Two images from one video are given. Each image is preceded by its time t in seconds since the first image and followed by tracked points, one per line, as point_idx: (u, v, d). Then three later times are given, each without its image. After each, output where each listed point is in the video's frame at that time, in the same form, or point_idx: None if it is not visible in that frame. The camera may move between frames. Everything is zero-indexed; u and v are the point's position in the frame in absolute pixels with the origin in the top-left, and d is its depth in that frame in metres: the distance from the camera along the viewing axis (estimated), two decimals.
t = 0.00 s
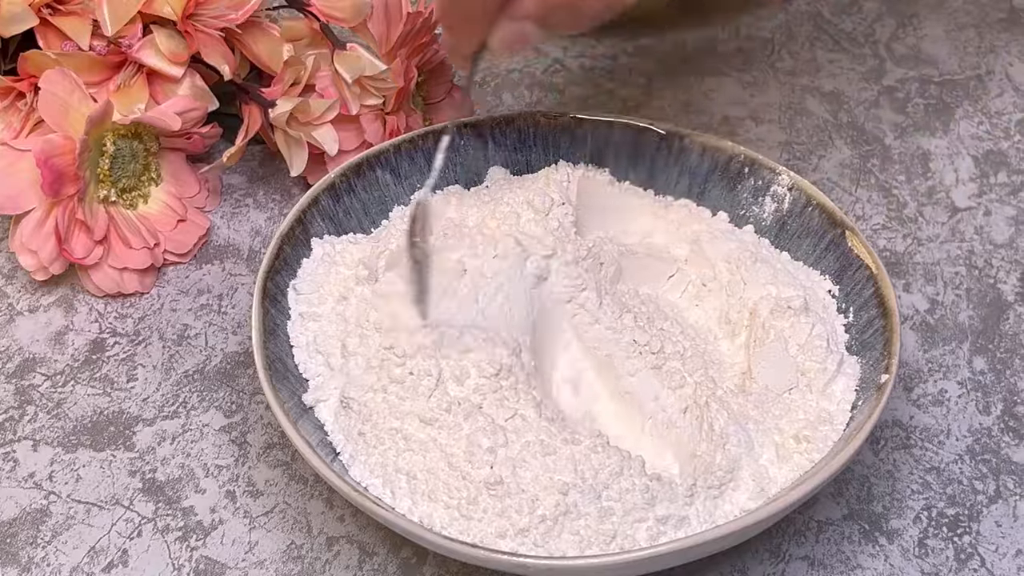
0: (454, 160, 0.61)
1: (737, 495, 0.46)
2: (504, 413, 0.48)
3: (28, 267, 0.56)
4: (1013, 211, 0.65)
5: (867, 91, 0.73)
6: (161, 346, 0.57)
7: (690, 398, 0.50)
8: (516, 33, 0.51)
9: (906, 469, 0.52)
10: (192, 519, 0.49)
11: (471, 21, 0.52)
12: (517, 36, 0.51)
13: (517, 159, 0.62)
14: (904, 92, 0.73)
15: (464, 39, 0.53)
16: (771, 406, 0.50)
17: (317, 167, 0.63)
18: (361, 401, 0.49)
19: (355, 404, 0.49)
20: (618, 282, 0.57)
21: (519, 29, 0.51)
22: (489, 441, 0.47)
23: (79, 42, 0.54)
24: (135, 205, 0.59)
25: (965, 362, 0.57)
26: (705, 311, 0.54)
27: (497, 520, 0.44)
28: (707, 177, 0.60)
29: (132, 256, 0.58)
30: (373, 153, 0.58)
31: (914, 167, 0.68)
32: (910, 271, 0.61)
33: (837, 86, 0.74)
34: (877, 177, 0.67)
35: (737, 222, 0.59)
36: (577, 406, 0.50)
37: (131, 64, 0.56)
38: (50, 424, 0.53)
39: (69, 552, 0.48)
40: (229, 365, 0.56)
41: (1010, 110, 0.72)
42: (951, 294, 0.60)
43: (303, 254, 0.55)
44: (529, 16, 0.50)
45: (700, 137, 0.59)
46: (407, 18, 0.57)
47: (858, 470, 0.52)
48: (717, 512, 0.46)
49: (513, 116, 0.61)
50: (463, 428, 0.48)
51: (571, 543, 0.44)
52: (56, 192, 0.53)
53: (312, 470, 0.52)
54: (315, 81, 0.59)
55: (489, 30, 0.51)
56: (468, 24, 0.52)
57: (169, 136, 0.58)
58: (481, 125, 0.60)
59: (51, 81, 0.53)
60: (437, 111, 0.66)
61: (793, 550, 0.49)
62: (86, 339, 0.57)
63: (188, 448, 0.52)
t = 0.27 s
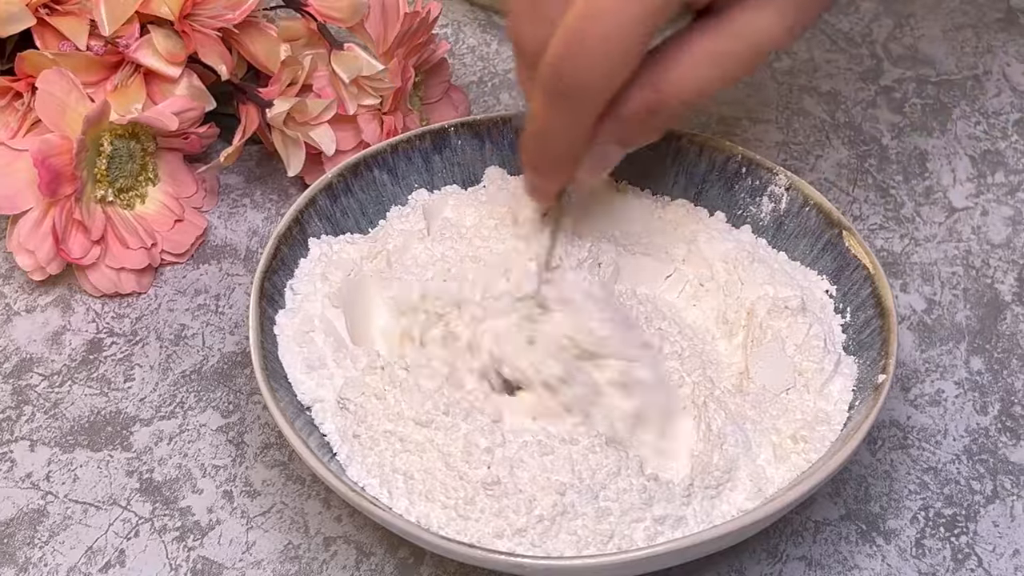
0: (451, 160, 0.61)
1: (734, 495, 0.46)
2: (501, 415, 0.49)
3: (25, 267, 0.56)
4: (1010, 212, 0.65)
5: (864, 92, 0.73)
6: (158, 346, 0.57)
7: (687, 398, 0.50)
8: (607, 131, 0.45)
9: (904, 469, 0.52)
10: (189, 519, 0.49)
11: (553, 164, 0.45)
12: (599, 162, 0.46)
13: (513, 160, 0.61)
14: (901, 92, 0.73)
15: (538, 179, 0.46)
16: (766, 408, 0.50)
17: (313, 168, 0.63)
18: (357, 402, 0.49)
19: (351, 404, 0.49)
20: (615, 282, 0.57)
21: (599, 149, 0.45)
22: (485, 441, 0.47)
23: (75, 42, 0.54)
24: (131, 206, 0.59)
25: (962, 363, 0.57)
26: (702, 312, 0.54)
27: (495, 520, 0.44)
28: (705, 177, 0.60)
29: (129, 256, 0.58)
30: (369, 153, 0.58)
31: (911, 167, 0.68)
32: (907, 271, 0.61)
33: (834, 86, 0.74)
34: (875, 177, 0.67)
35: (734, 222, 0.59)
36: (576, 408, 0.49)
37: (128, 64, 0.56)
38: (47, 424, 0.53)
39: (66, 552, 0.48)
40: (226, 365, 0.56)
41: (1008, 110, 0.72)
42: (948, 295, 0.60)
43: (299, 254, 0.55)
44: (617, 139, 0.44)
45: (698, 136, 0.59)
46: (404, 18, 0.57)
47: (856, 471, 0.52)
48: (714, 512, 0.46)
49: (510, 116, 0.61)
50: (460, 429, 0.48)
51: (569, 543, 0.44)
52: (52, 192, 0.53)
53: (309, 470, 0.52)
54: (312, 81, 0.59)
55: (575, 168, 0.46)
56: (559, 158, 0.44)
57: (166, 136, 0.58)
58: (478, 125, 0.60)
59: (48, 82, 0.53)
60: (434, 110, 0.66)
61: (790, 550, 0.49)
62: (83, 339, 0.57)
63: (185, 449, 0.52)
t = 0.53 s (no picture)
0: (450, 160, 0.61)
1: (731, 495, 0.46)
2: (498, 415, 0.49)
3: (23, 267, 0.56)
4: (1007, 212, 0.65)
5: (862, 91, 0.73)
6: (155, 346, 0.57)
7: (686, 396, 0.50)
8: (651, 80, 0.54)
9: (901, 469, 0.52)
10: (186, 519, 0.49)
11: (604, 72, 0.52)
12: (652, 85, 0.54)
13: (511, 160, 0.62)
14: (899, 92, 0.73)
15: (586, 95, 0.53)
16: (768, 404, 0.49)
17: (310, 168, 0.63)
18: (355, 402, 0.49)
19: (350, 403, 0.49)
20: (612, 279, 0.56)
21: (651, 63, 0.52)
22: (483, 441, 0.47)
23: (73, 42, 0.54)
24: (129, 205, 0.59)
25: (959, 363, 0.57)
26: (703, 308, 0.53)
27: (492, 520, 0.44)
28: (702, 177, 0.60)
29: (127, 256, 0.58)
30: (367, 152, 0.58)
31: (909, 167, 0.68)
32: (904, 271, 0.61)
33: (832, 86, 0.74)
34: (872, 177, 0.67)
35: (731, 222, 0.59)
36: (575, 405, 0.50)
37: (125, 64, 0.56)
38: (45, 424, 0.53)
39: (64, 552, 0.48)
40: (224, 365, 0.56)
41: (1005, 111, 0.72)
42: (945, 295, 0.60)
43: (297, 254, 0.55)
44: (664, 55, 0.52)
45: (695, 137, 0.60)
46: (402, 18, 0.57)
47: (853, 470, 0.52)
48: (711, 512, 0.46)
49: (507, 117, 0.61)
50: (459, 428, 0.48)
51: (566, 543, 0.44)
52: (50, 192, 0.53)
53: (307, 470, 0.52)
54: (310, 81, 0.59)
55: (623, 78, 0.52)
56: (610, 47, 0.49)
57: (163, 136, 0.58)
58: (475, 125, 0.61)
59: (46, 82, 0.53)
60: (431, 111, 0.66)
61: (787, 550, 0.49)
62: (81, 339, 0.57)
63: (182, 448, 0.52)
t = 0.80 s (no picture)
0: (447, 160, 0.61)
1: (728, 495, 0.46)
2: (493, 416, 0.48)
3: (20, 267, 0.56)
4: (1004, 212, 0.65)
5: (859, 92, 0.73)
6: (152, 346, 0.57)
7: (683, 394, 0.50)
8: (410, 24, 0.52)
9: (898, 469, 0.52)
10: (183, 519, 0.49)
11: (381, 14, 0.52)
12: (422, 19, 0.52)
13: (508, 159, 0.62)
14: (896, 92, 0.73)
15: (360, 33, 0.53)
16: (764, 403, 0.49)
17: (307, 169, 0.63)
18: (352, 402, 0.49)
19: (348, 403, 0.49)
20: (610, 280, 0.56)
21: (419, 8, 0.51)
22: (480, 441, 0.47)
23: (70, 43, 0.54)
24: (126, 206, 0.59)
25: (957, 363, 0.57)
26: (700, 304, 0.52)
27: (489, 520, 0.44)
28: (700, 177, 0.60)
29: (124, 256, 0.58)
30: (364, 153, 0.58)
31: (906, 167, 0.68)
32: (901, 272, 0.61)
33: (829, 86, 0.74)
34: (869, 177, 0.67)
35: (728, 222, 0.59)
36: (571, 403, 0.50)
37: (122, 64, 0.56)
38: (42, 424, 0.53)
39: (61, 552, 0.48)
40: (221, 365, 0.56)
41: (1002, 110, 0.72)
42: (942, 295, 0.60)
43: (293, 254, 0.55)
44: None
45: (692, 136, 0.60)
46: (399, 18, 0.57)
47: (850, 470, 0.52)
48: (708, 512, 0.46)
49: (504, 116, 0.61)
50: (455, 428, 0.48)
51: (563, 543, 0.44)
52: (47, 193, 0.53)
53: (303, 470, 0.52)
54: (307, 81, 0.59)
55: None
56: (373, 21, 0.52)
57: (160, 136, 0.58)
58: (472, 124, 0.60)
59: (43, 82, 0.53)
60: (429, 110, 0.66)
61: (784, 550, 0.49)
62: (78, 339, 0.57)
63: (179, 449, 0.52)
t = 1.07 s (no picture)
0: (445, 159, 0.60)
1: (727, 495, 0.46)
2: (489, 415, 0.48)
3: (17, 267, 0.56)
4: (1002, 212, 0.65)
5: (856, 92, 0.73)
6: (150, 346, 0.57)
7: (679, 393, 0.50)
8: (497, 58, 0.52)
9: (895, 469, 0.52)
10: (181, 519, 0.49)
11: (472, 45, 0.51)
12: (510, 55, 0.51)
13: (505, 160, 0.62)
14: (893, 92, 0.73)
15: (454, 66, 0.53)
16: (761, 403, 0.49)
17: (305, 169, 0.63)
18: (349, 401, 0.49)
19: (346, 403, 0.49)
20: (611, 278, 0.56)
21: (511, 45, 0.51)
22: (478, 441, 0.47)
23: (67, 42, 0.54)
24: (124, 205, 0.59)
25: (954, 363, 0.57)
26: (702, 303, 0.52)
27: (487, 520, 0.44)
28: (697, 177, 0.60)
29: (121, 256, 0.58)
30: (362, 152, 0.58)
31: (904, 167, 0.68)
32: (899, 272, 0.61)
33: (826, 86, 0.74)
34: (866, 177, 0.67)
35: (726, 222, 0.59)
36: (568, 403, 0.50)
37: (120, 64, 0.56)
38: (39, 424, 0.53)
39: (58, 552, 0.48)
40: (218, 365, 0.56)
41: (999, 110, 0.72)
42: (939, 295, 0.61)
43: (292, 254, 0.54)
44: None
45: (690, 136, 0.60)
46: (397, 18, 0.57)
47: (847, 470, 0.52)
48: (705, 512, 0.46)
49: (502, 116, 0.61)
50: (453, 428, 0.48)
51: (560, 543, 0.44)
52: (44, 192, 0.53)
53: (301, 470, 0.52)
54: (305, 81, 0.59)
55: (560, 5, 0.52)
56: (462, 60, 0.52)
57: (158, 136, 0.58)
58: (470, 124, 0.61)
59: (40, 81, 0.53)
60: (426, 111, 0.66)
61: (782, 550, 0.49)
62: (76, 339, 0.57)
63: (177, 448, 0.52)
